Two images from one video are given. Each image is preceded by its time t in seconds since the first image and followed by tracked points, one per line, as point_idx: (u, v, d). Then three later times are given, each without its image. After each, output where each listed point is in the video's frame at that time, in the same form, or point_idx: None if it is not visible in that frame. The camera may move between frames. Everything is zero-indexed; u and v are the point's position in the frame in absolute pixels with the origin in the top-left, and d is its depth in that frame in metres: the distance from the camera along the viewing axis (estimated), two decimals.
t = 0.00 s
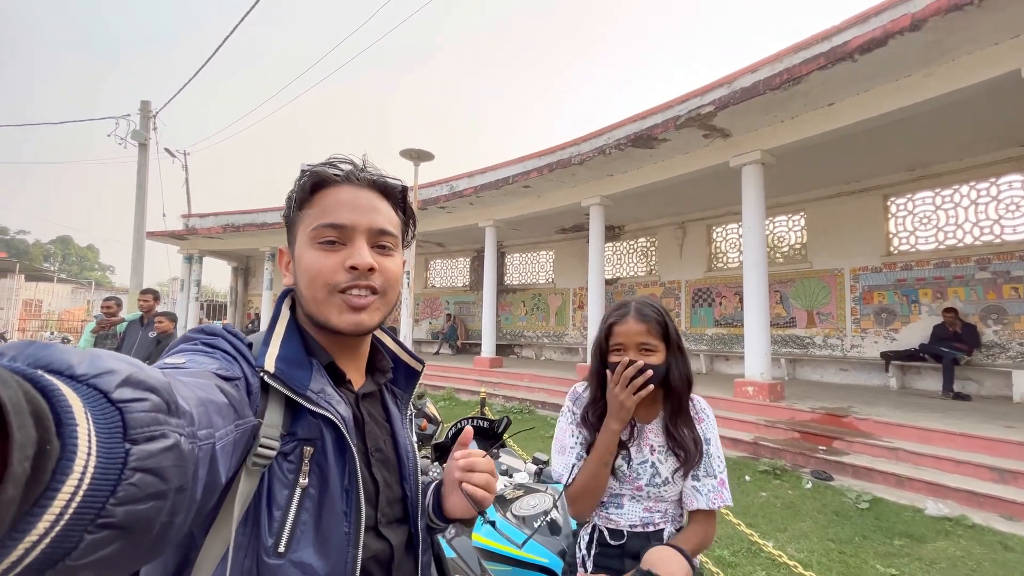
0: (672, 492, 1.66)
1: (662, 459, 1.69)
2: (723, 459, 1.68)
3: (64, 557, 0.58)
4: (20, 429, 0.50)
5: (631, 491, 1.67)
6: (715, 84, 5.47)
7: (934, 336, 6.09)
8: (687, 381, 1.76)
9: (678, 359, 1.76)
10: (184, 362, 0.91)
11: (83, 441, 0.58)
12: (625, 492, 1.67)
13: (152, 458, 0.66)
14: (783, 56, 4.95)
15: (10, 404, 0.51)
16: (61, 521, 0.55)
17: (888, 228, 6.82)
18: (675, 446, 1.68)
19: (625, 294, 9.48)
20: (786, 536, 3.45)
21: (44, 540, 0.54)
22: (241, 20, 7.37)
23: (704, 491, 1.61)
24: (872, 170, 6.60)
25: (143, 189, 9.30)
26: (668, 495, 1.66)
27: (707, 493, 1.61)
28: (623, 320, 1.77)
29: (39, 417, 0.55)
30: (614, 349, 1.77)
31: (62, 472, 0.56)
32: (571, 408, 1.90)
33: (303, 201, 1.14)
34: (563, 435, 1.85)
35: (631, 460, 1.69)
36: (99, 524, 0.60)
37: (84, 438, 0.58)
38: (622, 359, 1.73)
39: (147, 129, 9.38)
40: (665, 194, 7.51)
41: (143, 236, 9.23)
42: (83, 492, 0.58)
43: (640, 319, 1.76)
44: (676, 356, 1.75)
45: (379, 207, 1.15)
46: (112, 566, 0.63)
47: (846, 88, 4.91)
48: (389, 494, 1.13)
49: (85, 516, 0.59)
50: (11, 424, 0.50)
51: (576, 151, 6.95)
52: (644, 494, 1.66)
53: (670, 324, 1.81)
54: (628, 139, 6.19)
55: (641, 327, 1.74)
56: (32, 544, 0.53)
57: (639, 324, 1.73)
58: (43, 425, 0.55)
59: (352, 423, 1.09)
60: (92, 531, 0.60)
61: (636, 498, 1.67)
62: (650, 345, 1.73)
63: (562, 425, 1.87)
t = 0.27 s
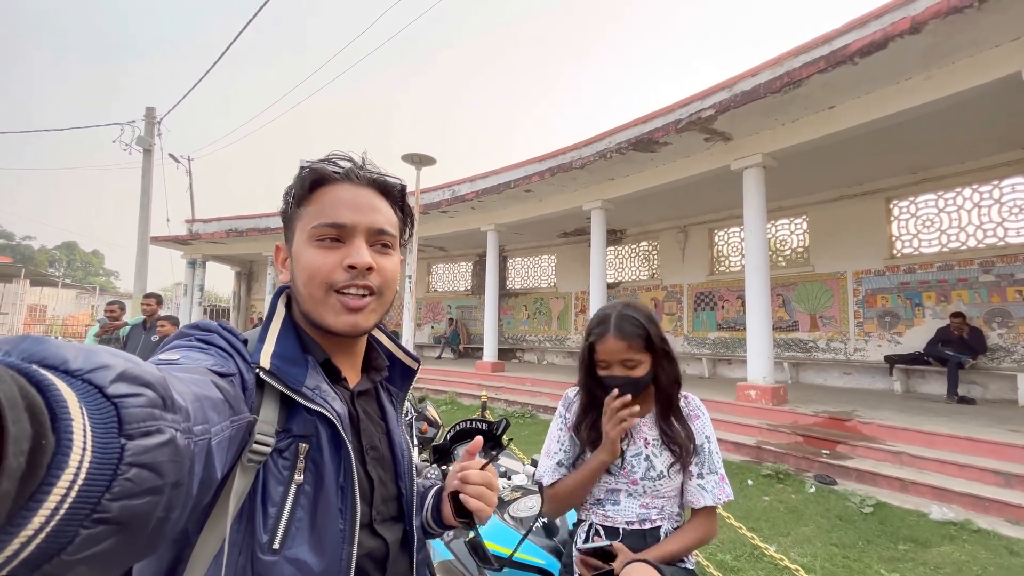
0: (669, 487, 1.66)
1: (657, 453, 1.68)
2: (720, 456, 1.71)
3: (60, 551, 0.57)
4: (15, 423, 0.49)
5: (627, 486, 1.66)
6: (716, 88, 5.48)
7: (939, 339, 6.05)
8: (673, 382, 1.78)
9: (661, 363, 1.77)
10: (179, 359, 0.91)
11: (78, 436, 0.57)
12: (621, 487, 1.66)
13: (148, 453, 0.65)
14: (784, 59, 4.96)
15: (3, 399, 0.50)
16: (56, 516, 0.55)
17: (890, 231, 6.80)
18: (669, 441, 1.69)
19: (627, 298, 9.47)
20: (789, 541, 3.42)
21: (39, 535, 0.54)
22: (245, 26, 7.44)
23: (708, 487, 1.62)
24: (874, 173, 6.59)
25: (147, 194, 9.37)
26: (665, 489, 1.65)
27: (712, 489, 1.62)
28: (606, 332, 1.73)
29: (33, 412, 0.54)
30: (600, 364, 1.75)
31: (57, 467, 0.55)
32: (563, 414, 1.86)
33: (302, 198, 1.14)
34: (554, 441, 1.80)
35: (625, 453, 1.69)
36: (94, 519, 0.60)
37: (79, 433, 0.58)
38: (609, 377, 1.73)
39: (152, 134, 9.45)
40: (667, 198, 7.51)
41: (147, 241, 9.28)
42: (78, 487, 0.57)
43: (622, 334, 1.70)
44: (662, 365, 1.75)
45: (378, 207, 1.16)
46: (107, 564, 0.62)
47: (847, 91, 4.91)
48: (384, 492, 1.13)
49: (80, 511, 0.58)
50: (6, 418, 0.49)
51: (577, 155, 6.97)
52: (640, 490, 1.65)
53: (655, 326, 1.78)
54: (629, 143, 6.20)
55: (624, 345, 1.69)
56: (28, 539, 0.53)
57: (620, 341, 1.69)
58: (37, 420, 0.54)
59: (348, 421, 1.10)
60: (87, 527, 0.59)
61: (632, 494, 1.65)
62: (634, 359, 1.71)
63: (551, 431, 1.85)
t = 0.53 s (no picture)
0: (670, 493, 1.63)
1: (653, 460, 1.65)
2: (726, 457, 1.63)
3: (46, 551, 0.55)
4: None
5: (626, 491, 1.66)
6: (716, 90, 5.48)
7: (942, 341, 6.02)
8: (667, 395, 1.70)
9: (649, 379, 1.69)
10: (171, 358, 0.90)
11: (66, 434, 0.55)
12: (620, 493, 1.66)
13: (137, 452, 0.63)
14: (784, 62, 4.96)
15: None
16: (41, 514, 0.53)
17: (893, 233, 6.78)
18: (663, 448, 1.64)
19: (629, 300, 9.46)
20: (791, 545, 3.39)
21: (25, 533, 0.52)
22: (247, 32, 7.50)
23: (711, 493, 1.56)
24: (876, 175, 6.57)
25: (151, 199, 9.42)
26: (665, 495, 1.63)
27: (715, 494, 1.56)
28: (585, 348, 1.68)
29: (18, 409, 0.52)
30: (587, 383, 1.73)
31: (44, 465, 0.54)
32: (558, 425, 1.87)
33: (302, 198, 1.14)
34: (552, 451, 1.87)
35: (620, 461, 1.68)
36: (82, 518, 0.58)
37: (66, 431, 0.56)
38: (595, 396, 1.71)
39: (155, 140, 9.52)
40: (668, 201, 7.51)
41: (151, 246, 9.33)
42: (65, 485, 0.55)
43: (599, 354, 1.65)
44: (644, 380, 1.68)
45: (378, 209, 1.16)
46: (95, 563, 0.60)
47: (848, 93, 4.90)
48: (378, 493, 1.13)
49: (67, 511, 0.57)
50: None
51: (578, 159, 6.97)
52: (639, 495, 1.64)
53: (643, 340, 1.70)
54: (630, 146, 6.20)
55: (601, 366, 1.64)
56: (14, 537, 0.52)
57: (595, 364, 1.64)
58: (22, 417, 0.52)
59: (341, 421, 1.09)
60: (75, 525, 0.58)
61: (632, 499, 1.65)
62: (616, 379, 1.65)
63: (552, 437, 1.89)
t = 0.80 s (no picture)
0: (676, 492, 1.61)
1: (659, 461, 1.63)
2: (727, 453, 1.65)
3: (53, 546, 0.56)
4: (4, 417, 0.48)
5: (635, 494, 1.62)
6: (717, 92, 5.49)
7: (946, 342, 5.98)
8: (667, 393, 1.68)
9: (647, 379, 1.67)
10: (175, 354, 0.91)
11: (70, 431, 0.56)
12: (629, 497, 1.62)
13: (142, 448, 0.63)
14: (785, 64, 4.97)
15: None
16: (47, 510, 0.54)
17: (896, 234, 6.76)
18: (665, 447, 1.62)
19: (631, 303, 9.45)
20: (796, 547, 3.37)
21: (32, 529, 0.53)
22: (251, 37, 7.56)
23: (712, 489, 1.57)
24: (878, 176, 6.57)
25: (155, 203, 9.47)
26: (672, 495, 1.61)
27: (716, 490, 1.57)
28: (582, 350, 1.65)
29: (24, 407, 0.53)
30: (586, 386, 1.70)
31: (50, 461, 0.54)
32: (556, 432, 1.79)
33: (306, 195, 1.14)
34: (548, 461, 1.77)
35: (627, 465, 1.64)
36: (88, 514, 0.58)
37: (71, 427, 0.56)
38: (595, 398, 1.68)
39: (160, 144, 9.58)
40: (670, 203, 7.51)
41: (154, 249, 9.38)
42: (71, 481, 0.55)
43: (596, 355, 1.62)
44: (641, 380, 1.65)
45: (381, 206, 1.17)
46: (100, 559, 0.61)
47: (849, 94, 4.91)
48: (380, 490, 1.13)
49: (74, 506, 0.57)
50: None
51: (580, 161, 6.98)
52: (647, 496, 1.61)
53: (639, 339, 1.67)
54: (631, 148, 6.22)
55: (597, 367, 1.61)
56: (22, 532, 0.52)
57: (592, 366, 1.61)
58: (28, 415, 0.52)
59: (344, 417, 1.10)
60: (81, 521, 0.58)
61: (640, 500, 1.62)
62: (615, 379, 1.63)
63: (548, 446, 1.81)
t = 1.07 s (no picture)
0: (677, 492, 1.61)
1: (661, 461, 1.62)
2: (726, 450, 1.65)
3: (59, 545, 0.56)
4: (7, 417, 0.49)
5: (635, 494, 1.61)
6: (718, 93, 5.49)
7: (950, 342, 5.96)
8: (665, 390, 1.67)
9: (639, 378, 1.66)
10: (177, 355, 0.91)
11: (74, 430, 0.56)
12: (629, 496, 1.62)
13: (146, 447, 0.63)
14: (786, 64, 4.96)
15: None
16: (53, 509, 0.54)
17: (898, 234, 6.75)
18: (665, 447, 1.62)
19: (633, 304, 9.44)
20: (800, 548, 3.35)
21: (38, 528, 0.53)
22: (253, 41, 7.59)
23: (713, 487, 1.57)
24: (880, 176, 6.57)
25: (158, 207, 9.52)
26: (672, 495, 1.61)
27: (717, 489, 1.57)
28: (578, 351, 1.62)
29: (27, 407, 0.53)
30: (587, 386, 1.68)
31: (53, 461, 0.54)
32: (554, 431, 1.77)
33: (346, 191, 1.11)
34: (545, 460, 1.75)
35: (627, 465, 1.63)
36: (93, 513, 0.59)
37: (74, 427, 0.57)
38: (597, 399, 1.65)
39: (163, 149, 9.63)
40: (671, 204, 7.51)
41: (158, 253, 9.41)
42: (75, 480, 0.56)
43: (591, 355, 1.59)
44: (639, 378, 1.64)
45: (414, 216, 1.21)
46: (106, 559, 0.61)
47: (850, 94, 4.90)
48: (384, 488, 1.13)
49: (79, 505, 0.57)
50: None
51: (581, 163, 6.98)
52: (648, 497, 1.61)
53: (634, 335, 1.66)
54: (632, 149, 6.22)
55: (595, 367, 1.59)
56: (28, 532, 0.53)
57: (589, 367, 1.59)
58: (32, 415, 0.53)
59: (347, 416, 1.10)
60: (87, 520, 0.58)
61: (641, 501, 1.61)
62: (612, 379, 1.61)
63: (542, 442, 1.79)
